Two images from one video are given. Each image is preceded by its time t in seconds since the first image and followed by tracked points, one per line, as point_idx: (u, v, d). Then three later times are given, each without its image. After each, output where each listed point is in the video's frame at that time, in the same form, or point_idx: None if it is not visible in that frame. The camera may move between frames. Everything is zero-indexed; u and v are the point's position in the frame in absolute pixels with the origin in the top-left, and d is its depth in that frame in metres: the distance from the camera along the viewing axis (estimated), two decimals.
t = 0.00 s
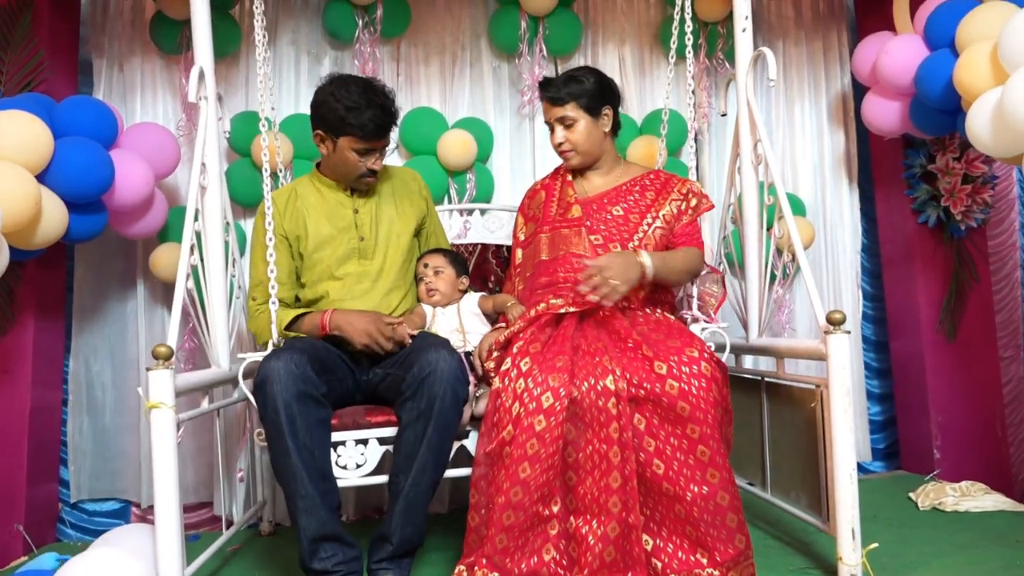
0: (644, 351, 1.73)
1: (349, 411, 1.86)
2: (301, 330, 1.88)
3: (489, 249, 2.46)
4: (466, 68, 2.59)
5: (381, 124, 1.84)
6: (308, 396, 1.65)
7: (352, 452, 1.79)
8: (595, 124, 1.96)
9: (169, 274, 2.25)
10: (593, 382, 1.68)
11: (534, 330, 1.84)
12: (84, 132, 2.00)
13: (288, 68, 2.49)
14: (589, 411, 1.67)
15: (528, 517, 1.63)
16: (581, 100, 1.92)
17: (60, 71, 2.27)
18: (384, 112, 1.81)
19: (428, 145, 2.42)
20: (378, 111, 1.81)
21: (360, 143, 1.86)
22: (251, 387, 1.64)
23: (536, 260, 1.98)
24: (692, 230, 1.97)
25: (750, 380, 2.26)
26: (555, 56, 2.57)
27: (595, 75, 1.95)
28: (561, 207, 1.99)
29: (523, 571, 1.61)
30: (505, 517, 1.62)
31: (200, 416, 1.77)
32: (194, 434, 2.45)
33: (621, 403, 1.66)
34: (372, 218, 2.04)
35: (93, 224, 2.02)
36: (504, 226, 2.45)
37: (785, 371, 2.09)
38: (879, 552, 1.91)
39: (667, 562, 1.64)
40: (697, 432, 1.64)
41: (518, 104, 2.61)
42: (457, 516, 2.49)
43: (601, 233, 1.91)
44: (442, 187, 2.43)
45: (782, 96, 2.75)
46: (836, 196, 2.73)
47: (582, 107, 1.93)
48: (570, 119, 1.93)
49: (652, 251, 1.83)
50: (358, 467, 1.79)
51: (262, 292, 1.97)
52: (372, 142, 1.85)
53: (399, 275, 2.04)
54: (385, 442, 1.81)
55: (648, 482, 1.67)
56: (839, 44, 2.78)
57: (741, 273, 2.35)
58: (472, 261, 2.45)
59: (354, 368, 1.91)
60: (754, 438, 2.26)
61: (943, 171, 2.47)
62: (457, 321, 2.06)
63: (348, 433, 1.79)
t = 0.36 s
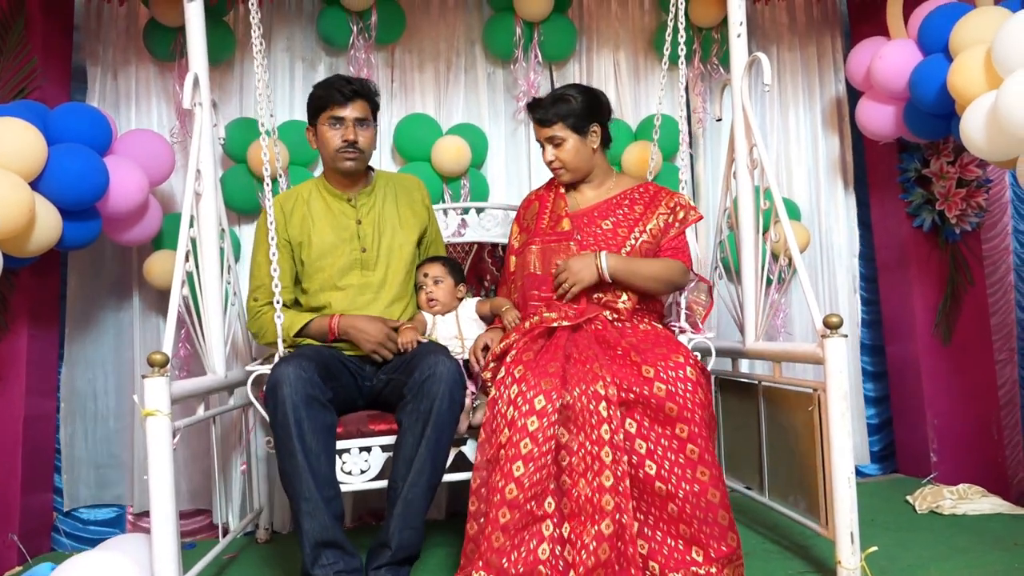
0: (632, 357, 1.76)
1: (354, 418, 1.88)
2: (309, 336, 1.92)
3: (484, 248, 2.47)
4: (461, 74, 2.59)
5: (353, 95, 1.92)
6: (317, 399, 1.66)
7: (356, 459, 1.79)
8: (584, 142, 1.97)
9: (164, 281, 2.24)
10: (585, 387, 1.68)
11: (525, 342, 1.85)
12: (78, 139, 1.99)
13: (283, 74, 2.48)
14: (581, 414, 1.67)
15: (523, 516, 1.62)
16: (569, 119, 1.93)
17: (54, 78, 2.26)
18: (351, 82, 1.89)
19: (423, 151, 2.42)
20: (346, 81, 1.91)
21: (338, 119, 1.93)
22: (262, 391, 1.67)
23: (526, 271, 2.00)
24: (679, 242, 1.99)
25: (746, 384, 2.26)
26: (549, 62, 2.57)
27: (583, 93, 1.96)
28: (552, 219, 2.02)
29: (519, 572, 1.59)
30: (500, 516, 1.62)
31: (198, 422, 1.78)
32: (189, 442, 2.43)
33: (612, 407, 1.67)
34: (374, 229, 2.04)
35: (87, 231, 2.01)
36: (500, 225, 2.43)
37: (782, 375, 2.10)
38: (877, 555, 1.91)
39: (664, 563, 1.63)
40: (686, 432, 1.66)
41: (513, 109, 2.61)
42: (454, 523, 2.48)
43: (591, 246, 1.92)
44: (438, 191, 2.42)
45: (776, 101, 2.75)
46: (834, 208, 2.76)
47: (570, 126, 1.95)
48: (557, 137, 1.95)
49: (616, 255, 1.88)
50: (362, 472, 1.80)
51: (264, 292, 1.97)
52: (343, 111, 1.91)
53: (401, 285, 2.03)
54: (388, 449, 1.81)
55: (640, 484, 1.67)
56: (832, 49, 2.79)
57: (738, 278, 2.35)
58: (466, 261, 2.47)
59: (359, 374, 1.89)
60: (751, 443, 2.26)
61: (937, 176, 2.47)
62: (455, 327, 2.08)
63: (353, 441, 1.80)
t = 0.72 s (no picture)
0: (631, 356, 1.76)
1: (359, 414, 1.86)
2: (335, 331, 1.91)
3: (486, 241, 2.44)
4: (462, 71, 2.58)
5: (347, 94, 1.94)
6: (323, 398, 1.66)
7: (362, 455, 1.80)
8: (589, 142, 1.97)
9: (166, 281, 2.24)
10: (585, 386, 1.69)
11: (528, 342, 1.85)
12: (78, 138, 1.99)
13: (283, 71, 2.47)
14: (581, 413, 1.67)
15: (524, 511, 1.62)
16: (574, 120, 1.93)
17: (54, 77, 2.26)
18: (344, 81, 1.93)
19: (424, 148, 2.41)
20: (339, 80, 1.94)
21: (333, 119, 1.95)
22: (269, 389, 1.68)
23: (528, 269, 1.99)
24: (680, 242, 1.98)
25: (749, 381, 2.25)
26: (550, 58, 2.56)
27: (589, 94, 1.95)
28: (556, 218, 2.00)
29: (522, 566, 1.58)
30: (501, 511, 1.62)
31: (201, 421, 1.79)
32: (191, 441, 2.43)
33: (611, 406, 1.67)
34: (376, 226, 2.03)
35: (88, 230, 2.01)
36: (503, 217, 2.44)
37: (785, 371, 2.09)
38: (881, 553, 1.89)
39: (666, 558, 1.62)
40: (684, 427, 1.67)
41: (514, 106, 2.60)
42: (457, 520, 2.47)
43: (592, 245, 1.92)
44: (440, 189, 2.42)
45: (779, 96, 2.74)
46: (835, 203, 2.73)
47: (576, 127, 1.94)
48: (562, 138, 1.95)
49: (616, 253, 1.88)
50: (368, 468, 1.80)
51: (274, 290, 1.97)
52: (337, 109, 1.93)
53: (405, 283, 2.03)
54: (394, 446, 1.81)
55: (641, 480, 1.67)
56: (835, 43, 2.77)
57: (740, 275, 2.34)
58: (468, 255, 2.44)
59: (364, 370, 1.89)
60: (755, 440, 2.25)
61: (942, 170, 2.45)
62: (460, 323, 2.08)
63: (359, 437, 1.80)
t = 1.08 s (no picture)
0: (636, 362, 1.76)
1: (359, 420, 1.88)
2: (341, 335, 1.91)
3: (490, 249, 2.48)
4: (467, 75, 2.58)
5: (347, 96, 1.94)
6: (323, 403, 1.66)
7: (362, 461, 1.80)
8: (597, 146, 1.96)
9: (170, 286, 2.24)
10: (587, 392, 1.68)
11: (531, 346, 1.85)
12: (83, 141, 1.99)
13: (288, 75, 2.47)
14: (584, 419, 1.66)
15: (526, 521, 1.61)
16: (582, 123, 1.92)
17: (60, 80, 2.26)
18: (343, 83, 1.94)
19: (429, 152, 2.40)
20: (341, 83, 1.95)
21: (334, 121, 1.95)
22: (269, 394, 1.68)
23: (534, 272, 2.00)
24: (687, 247, 1.97)
25: (754, 388, 2.24)
26: (556, 63, 2.55)
27: (598, 96, 1.94)
28: (562, 220, 2.01)
29: None
30: (503, 522, 1.61)
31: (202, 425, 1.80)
32: (194, 444, 2.42)
33: (615, 412, 1.66)
34: (378, 229, 2.03)
35: (93, 233, 2.01)
36: (507, 225, 2.42)
37: (790, 378, 2.09)
38: (886, 562, 1.88)
39: (668, 568, 1.62)
40: (689, 437, 1.68)
41: (519, 110, 2.60)
42: (459, 526, 2.46)
43: (599, 248, 1.92)
44: (444, 192, 2.42)
45: (785, 101, 2.73)
46: (842, 209, 2.71)
47: (584, 130, 1.94)
48: (570, 141, 1.94)
49: (623, 256, 1.87)
50: (368, 475, 1.80)
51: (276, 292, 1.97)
52: (338, 111, 1.93)
53: (406, 287, 2.02)
54: (394, 452, 1.82)
55: (643, 488, 1.67)
56: (842, 49, 2.76)
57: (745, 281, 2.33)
58: (472, 262, 2.48)
59: (364, 376, 1.89)
60: (759, 447, 2.23)
61: (949, 176, 2.44)
62: (461, 330, 2.10)
63: (359, 443, 1.80)
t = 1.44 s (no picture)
0: (637, 356, 1.76)
1: (352, 414, 1.87)
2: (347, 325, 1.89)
3: (487, 247, 2.45)
4: (465, 67, 2.56)
5: (338, 84, 1.93)
6: (312, 396, 1.68)
7: (355, 456, 1.81)
8: (596, 131, 1.96)
9: (167, 279, 2.21)
10: (587, 385, 1.70)
11: (530, 334, 1.86)
12: (79, 134, 1.99)
13: (285, 68, 2.45)
14: (584, 413, 1.69)
15: (525, 519, 1.64)
16: (581, 108, 1.92)
17: (55, 73, 2.25)
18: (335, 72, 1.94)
19: (426, 144, 2.39)
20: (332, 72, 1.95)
21: (326, 110, 1.94)
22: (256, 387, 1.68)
23: (534, 258, 2.01)
24: (691, 231, 1.98)
25: (754, 380, 2.24)
26: (554, 54, 2.54)
27: (596, 82, 1.95)
28: (561, 207, 2.02)
29: None
30: (502, 520, 1.63)
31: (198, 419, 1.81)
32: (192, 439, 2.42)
33: (615, 406, 1.68)
34: (371, 218, 2.03)
35: (90, 226, 2.01)
36: (503, 223, 2.42)
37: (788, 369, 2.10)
38: (885, 553, 1.88)
39: (667, 562, 1.65)
40: (691, 437, 1.67)
41: (517, 101, 2.58)
42: (458, 519, 2.46)
43: (599, 233, 1.92)
44: (441, 185, 2.40)
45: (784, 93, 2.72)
46: (841, 200, 2.71)
47: (583, 115, 1.94)
48: (568, 127, 1.94)
49: (625, 241, 1.87)
50: (360, 470, 1.81)
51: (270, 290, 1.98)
52: (329, 100, 1.92)
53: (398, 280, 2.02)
54: (387, 446, 1.82)
55: (643, 484, 1.69)
56: (841, 39, 2.75)
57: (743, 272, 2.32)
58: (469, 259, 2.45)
59: (358, 370, 1.90)
60: (757, 439, 2.24)
61: (947, 167, 2.43)
62: (462, 319, 2.08)
63: (351, 437, 1.81)
